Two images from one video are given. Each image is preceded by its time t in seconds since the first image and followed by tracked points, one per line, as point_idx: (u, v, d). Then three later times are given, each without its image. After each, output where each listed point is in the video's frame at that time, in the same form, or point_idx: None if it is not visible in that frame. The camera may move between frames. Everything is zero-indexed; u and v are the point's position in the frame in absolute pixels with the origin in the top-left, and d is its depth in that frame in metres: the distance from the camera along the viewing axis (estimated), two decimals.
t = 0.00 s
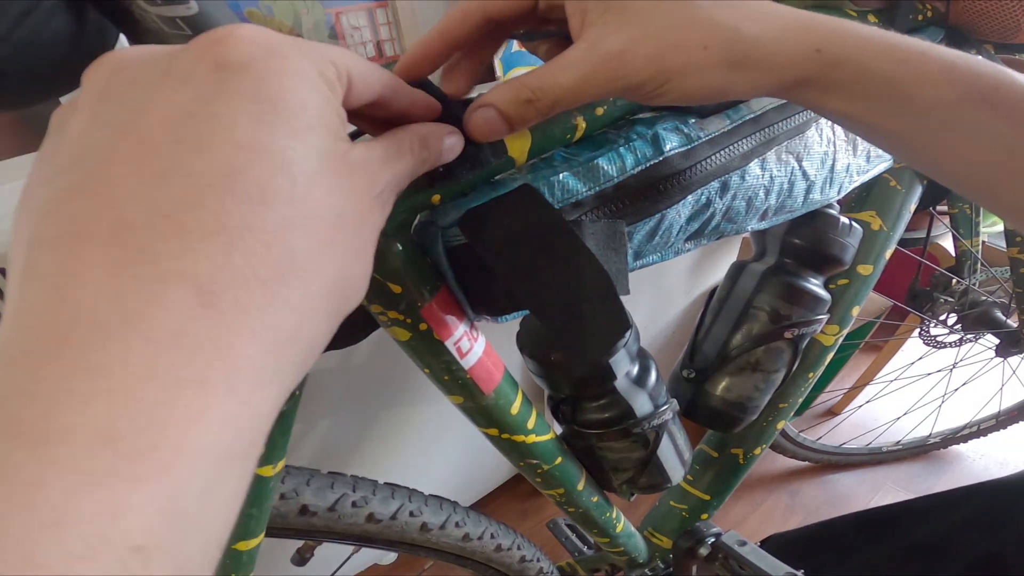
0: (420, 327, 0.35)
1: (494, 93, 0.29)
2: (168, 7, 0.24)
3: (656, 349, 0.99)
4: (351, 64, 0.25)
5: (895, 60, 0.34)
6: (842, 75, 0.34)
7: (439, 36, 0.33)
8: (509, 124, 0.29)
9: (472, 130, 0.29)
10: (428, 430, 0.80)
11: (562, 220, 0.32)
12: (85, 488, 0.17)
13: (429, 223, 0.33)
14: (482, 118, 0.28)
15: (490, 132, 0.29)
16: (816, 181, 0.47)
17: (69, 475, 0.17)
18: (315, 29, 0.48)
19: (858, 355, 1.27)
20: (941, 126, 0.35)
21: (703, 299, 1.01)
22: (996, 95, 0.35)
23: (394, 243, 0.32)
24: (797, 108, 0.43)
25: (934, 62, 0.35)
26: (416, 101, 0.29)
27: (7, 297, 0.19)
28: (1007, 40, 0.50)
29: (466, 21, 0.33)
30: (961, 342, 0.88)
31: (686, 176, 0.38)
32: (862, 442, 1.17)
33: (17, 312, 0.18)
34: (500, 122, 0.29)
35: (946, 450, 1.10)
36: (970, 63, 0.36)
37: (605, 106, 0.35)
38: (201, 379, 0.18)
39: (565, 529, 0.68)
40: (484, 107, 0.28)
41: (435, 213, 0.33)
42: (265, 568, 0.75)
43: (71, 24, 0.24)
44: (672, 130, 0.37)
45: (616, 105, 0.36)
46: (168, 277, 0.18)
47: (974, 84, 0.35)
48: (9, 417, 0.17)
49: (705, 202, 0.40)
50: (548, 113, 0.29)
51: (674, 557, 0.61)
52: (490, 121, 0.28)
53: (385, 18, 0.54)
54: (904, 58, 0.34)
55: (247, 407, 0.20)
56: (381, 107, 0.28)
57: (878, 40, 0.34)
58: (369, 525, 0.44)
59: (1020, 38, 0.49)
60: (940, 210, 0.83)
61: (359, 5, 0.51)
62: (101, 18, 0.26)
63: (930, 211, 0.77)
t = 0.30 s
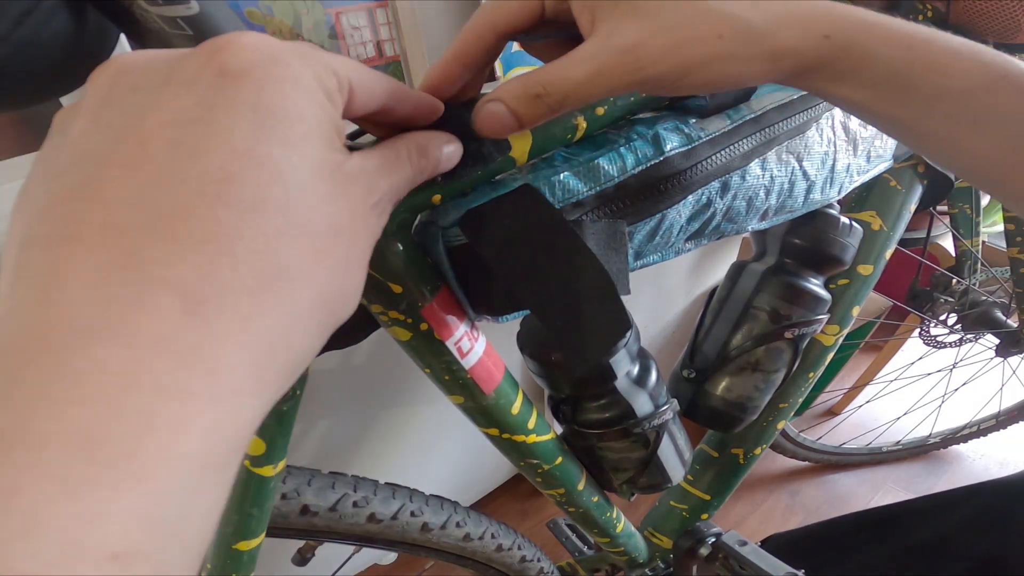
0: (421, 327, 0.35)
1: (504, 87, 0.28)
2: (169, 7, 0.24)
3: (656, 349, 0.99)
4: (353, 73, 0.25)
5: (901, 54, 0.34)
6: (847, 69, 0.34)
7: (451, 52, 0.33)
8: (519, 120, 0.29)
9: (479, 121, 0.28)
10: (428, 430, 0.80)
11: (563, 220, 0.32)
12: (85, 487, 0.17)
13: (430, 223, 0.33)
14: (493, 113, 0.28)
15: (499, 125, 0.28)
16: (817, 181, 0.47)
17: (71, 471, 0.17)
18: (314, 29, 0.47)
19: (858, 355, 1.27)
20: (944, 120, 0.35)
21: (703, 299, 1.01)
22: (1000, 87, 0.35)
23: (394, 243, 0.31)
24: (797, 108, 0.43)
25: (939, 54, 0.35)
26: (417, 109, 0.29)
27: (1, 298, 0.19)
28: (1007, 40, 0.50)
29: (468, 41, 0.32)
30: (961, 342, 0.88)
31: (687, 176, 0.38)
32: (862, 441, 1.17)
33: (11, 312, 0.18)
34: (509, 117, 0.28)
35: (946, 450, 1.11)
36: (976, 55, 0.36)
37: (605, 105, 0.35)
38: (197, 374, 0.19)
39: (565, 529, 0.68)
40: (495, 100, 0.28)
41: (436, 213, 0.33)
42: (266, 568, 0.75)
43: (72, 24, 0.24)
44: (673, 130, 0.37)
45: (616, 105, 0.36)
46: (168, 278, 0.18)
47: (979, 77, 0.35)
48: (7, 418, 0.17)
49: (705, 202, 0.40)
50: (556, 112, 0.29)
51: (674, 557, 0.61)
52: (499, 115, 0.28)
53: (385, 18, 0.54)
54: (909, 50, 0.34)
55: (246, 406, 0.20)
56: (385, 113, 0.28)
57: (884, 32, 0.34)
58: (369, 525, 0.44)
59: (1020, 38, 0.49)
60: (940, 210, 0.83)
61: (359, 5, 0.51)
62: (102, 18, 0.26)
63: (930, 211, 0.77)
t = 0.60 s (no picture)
0: (421, 328, 0.34)
1: (498, 93, 0.29)
2: (168, 7, 0.24)
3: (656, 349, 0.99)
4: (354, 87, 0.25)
5: (904, 51, 0.34)
6: (848, 66, 0.34)
7: (447, 57, 0.33)
8: (513, 125, 0.29)
9: (472, 125, 0.29)
10: (428, 430, 0.80)
11: (563, 219, 0.32)
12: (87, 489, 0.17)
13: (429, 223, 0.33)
14: (488, 118, 0.29)
15: (493, 129, 0.29)
16: (817, 181, 0.47)
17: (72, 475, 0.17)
18: (314, 29, 0.48)
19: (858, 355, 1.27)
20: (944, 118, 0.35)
21: (703, 299, 1.01)
22: (1001, 85, 0.35)
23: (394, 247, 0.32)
24: (796, 109, 0.43)
25: (942, 50, 0.34)
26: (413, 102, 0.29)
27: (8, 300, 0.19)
28: (1007, 40, 0.50)
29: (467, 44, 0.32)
30: (961, 342, 0.88)
31: (686, 176, 0.37)
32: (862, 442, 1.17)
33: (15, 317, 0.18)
34: (503, 121, 0.29)
35: (946, 450, 1.11)
36: (978, 51, 0.36)
37: (605, 106, 0.35)
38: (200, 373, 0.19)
39: (565, 529, 0.68)
40: (489, 105, 0.29)
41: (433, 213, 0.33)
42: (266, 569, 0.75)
43: (71, 24, 0.24)
44: (672, 130, 0.37)
45: (616, 106, 0.36)
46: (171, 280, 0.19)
47: (981, 74, 0.35)
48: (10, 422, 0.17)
49: (705, 202, 0.40)
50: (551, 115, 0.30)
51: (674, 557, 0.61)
52: (493, 119, 0.29)
53: (385, 18, 0.54)
54: (912, 47, 0.34)
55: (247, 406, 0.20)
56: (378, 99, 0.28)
57: (887, 28, 0.34)
58: (369, 525, 0.44)
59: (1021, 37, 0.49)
60: (940, 210, 0.83)
61: (359, 5, 0.51)
62: (101, 17, 0.25)
63: (930, 211, 0.77)
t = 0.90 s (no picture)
0: (421, 328, 0.34)
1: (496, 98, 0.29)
2: (168, 7, 0.24)
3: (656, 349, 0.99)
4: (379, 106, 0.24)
5: (902, 48, 0.34)
6: (847, 65, 0.34)
7: (441, 57, 0.33)
8: (509, 131, 0.29)
9: (465, 129, 0.29)
10: (428, 430, 0.80)
11: (562, 219, 0.32)
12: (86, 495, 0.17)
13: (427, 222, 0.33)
14: (481, 122, 0.28)
15: (489, 135, 0.29)
16: (816, 181, 0.47)
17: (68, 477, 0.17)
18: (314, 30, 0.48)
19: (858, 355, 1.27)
20: (942, 116, 0.35)
21: (704, 299, 1.01)
22: (999, 83, 0.36)
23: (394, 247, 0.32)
24: (795, 109, 0.43)
25: (940, 47, 0.35)
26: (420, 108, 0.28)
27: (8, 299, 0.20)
28: (1007, 40, 0.50)
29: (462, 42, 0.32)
30: (961, 342, 0.88)
31: (686, 176, 0.38)
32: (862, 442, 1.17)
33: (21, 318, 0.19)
34: (498, 128, 0.29)
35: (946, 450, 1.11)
36: (975, 49, 0.36)
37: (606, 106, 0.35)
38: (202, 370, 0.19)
39: (565, 529, 0.68)
40: (481, 111, 0.29)
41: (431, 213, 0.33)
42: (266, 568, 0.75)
43: (71, 24, 0.24)
44: (672, 130, 0.37)
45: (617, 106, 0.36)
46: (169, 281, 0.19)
47: (978, 72, 0.35)
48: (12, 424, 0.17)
49: (704, 202, 0.40)
50: (547, 118, 0.29)
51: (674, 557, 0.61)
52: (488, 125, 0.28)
53: (384, 18, 0.54)
54: (910, 44, 0.34)
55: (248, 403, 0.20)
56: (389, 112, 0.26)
57: (884, 26, 0.34)
58: (369, 525, 0.44)
59: (1021, 37, 0.49)
60: (940, 210, 0.83)
61: (359, 5, 0.51)
62: (101, 17, 0.26)
63: (930, 211, 0.77)
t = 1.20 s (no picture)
0: (421, 328, 0.34)
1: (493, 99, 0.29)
2: (168, 7, 0.24)
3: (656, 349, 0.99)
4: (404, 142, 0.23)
5: (904, 44, 0.34)
6: (846, 62, 0.34)
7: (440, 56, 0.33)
8: (507, 134, 0.29)
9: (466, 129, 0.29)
10: (428, 430, 0.80)
11: (563, 219, 0.32)
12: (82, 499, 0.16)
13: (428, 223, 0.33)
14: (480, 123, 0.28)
15: (486, 137, 0.29)
16: (816, 181, 0.47)
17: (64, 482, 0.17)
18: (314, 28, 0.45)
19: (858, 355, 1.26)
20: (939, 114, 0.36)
21: (704, 299, 1.01)
22: (998, 81, 0.36)
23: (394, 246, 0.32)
24: (795, 108, 0.43)
25: (941, 45, 0.35)
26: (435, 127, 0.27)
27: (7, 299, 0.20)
28: (1007, 40, 0.50)
29: (459, 43, 0.32)
30: (961, 342, 0.88)
31: (686, 176, 0.38)
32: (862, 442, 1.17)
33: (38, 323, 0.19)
34: (497, 130, 0.29)
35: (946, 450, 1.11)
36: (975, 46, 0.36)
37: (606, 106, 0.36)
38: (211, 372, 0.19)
39: (565, 529, 0.68)
40: (481, 112, 0.29)
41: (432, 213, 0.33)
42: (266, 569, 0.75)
43: (71, 23, 0.24)
44: (672, 130, 0.37)
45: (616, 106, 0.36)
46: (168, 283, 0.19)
47: (979, 70, 0.35)
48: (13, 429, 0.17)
49: (704, 202, 0.40)
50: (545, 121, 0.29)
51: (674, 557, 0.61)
52: (485, 125, 0.28)
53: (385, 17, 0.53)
54: (912, 42, 0.34)
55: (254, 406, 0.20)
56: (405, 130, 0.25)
57: (887, 23, 0.34)
58: (369, 525, 0.44)
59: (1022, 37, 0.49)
60: (940, 210, 0.83)
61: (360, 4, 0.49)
62: (101, 17, 0.26)
63: (930, 211, 0.77)
